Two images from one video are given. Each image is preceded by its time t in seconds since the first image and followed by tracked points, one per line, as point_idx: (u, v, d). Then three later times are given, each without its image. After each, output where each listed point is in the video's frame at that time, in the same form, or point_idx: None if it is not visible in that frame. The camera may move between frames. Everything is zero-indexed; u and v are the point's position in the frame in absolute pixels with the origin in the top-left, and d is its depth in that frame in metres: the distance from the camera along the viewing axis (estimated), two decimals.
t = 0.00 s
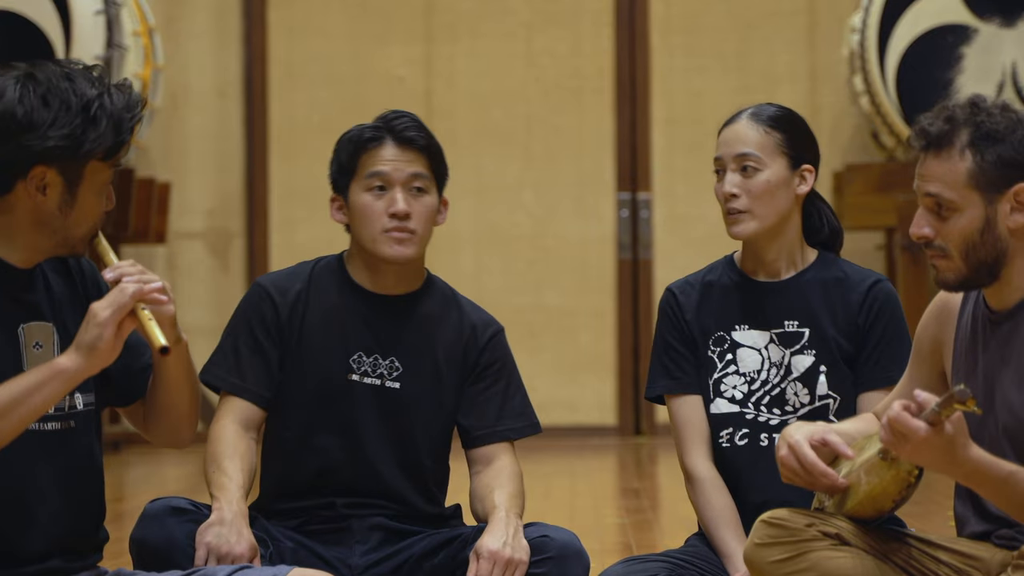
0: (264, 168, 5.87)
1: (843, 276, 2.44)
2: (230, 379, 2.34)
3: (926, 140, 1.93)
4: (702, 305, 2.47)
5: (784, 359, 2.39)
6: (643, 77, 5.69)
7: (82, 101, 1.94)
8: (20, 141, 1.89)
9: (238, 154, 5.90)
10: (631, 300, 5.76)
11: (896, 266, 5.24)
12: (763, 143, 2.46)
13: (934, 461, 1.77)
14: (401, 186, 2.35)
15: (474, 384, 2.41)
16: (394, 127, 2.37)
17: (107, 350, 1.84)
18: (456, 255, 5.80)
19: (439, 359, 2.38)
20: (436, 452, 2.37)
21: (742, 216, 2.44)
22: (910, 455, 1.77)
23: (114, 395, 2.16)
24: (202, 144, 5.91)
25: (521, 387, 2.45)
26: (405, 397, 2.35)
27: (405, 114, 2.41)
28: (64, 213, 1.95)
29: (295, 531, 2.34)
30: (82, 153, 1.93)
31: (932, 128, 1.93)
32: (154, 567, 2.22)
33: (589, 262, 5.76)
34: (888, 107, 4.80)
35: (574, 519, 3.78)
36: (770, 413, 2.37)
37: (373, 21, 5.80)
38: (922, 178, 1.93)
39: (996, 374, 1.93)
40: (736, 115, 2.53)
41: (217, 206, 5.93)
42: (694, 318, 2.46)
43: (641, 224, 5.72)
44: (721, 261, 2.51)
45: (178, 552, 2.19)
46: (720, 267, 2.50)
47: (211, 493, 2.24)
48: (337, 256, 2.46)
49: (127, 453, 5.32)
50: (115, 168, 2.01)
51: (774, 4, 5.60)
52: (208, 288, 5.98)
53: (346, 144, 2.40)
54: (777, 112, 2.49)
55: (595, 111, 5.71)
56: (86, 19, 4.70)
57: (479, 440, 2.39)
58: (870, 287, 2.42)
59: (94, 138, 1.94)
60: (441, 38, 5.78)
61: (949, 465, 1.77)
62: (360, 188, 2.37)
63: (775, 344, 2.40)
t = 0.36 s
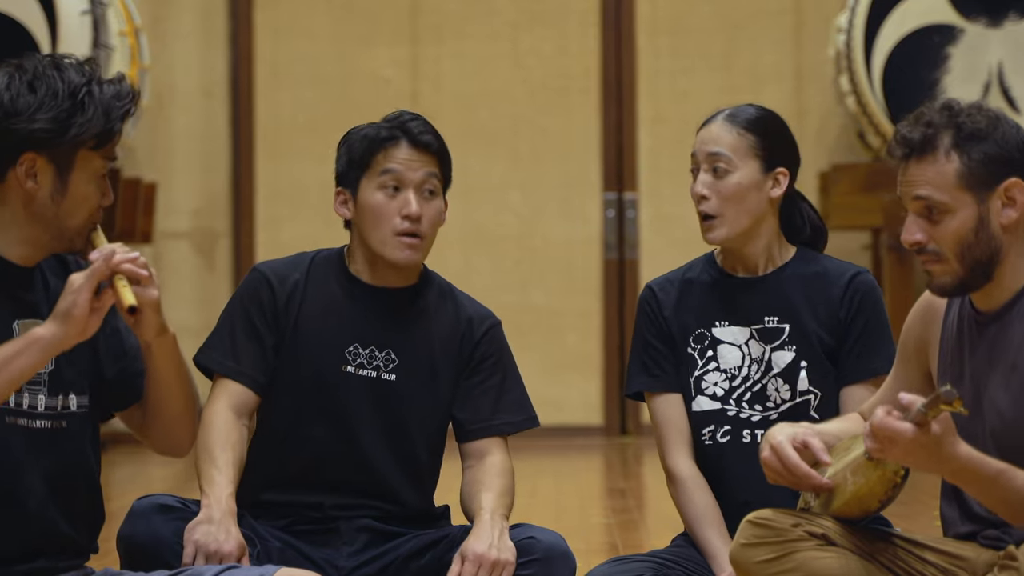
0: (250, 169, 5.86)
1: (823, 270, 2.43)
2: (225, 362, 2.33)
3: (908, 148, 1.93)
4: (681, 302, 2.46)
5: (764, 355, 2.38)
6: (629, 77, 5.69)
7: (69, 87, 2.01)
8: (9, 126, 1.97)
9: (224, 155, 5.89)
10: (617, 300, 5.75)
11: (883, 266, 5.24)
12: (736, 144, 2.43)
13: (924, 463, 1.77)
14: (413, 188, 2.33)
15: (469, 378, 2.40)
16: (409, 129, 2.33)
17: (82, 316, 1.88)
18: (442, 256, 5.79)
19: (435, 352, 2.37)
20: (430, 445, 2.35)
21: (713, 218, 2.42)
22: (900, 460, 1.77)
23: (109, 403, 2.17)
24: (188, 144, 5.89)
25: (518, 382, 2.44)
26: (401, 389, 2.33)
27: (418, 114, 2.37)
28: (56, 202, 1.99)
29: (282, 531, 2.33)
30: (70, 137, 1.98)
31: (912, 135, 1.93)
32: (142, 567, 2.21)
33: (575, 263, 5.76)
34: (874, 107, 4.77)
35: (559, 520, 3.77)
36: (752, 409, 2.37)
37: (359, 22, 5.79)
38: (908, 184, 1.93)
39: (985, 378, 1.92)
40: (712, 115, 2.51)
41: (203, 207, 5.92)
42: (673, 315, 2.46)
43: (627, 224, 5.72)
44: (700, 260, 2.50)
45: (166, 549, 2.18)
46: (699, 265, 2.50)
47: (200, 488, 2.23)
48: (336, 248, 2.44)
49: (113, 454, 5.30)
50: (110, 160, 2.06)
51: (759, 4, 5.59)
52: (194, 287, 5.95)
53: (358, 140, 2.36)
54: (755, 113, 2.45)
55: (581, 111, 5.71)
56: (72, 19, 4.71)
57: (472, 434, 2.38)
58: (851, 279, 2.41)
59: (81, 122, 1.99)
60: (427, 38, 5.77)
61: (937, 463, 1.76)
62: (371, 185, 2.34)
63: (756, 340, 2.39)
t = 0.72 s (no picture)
0: (238, 169, 5.84)
1: (821, 275, 2.42)
2: (209, 371, 2.31)
3: (895, 146, 1.93)
4: (674, 305, 2.46)
5: (758, 363, 2.38)
6: (617, 77, 5.68)
7: (70, 92, 2.05)
8: (9, 126, 2.01)
9: (212, 155, 5.88)
10: (605, 300, 5.75)
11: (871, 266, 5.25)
12: (716, 181, 2.35)
13: (915, 458, 1.76)
14: (398, 207, 2.29)
15: (455, 382, 2.40)
16: (404, 146, 2.30)
17: (56, 314, 1.91)
18: (430, 255, 5.79)
19: (421, 356, 2.36)
20: (415, 449, 2.35)
21: (704, 257, 2.37)
22: (892, 460, 1.77)
23: (96, 412, 2.18)
24: (176, 143, 5.87)
25: (504, 387, 2.44)
26: (386, 394, 2.33)
27: (416, 129, 2.33)
28: (51, 206, 2.02)
29: (270, 531, 2.32)
30: (66, 141, 2.02)
31: (900, 133, 1.93)
32: (129, 567, 2.20)
33: (563, 263, 5.76)
34: (861, 107, 4.76)
35: (546, 520, 3.76)
36: (743, 417, 2.37)
37: (347, 22, 5.78)
38: (893, 182, 1.92)
39: (971, 377, 1.93)
40: (687, 140, 2.40)
41: (190, 207, 5.92)
42: (666, 317, 2.46)
43: (615, 224, 5.71)
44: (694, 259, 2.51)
45: (153, 551, 2.17)
46: (694, 265, 2.50)
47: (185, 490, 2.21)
48: (320, 251, 2.43)
49: (100, 454, 5.29)
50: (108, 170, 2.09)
51: (747, 4, 5.59)
52: (181, 288, 5.94)
53: (351, 150, 2.32)
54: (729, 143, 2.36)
55: (569, 111, 5.71)
56: (59, 19, 4.73)
57: (458, 439, 2.37)
58: (848, 283, 2.42)
59: (79, 127, 2.03)
60: (415, 38, 5.76)
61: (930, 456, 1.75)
62: (358, 198, 2.31)
63: (749, 347, 2.39)
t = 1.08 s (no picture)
0: (227, 169, 5.84)
1: (807, 275, 2.43)
2: (197, 372, 2.31)
3: (887, 140, 1.93)
4: (659, 306, 2.45)
5: (745, 364, 2.38)
6: (607, 77, 5.68)
7: (57, 92, 2.05)
8: None
9: (201, 155, 5.87)
10: (595, 300, 5.75)
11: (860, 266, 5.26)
12: (715, 181, 2.35)
13: (905, 455, 1.77)
14: (387, 220, 2.28)
15: (443, 385, 2.39)
16: (402, 160, 2.30)
17: (31, 315, 1.90)
18: (419, 255, 5.78)
19: (409, 360, 2.35)
20: (402, 453, 2.35)
21: (700, 257, 2.35)
22: (885, 455, 1.77)
23: (85, 411, 2.18)
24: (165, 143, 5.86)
25: (492, 389, 2.43)
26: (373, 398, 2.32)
27: (419, 143, 2.33)
28: (36, 207, 2.02)
29: (259, 531, 2.31)
30: (52, 140, 2.01)
31: (892, 128, 1.93)
32: (118, 568, 2.19)
33: (553, 263, 5.76)
34: (851, 107, 4.74)
35: (535, 520, 3.76)
36: (730, 418, 2.37)
37: (336, 22, 5.77)
38: (883, 178, 1.93)
39: (958, 374, 1.93)
40: (681, 141, 2.40)
41: (181, 207, 5.91)
42: (651, 318, 2.45)
43: (604, 224, 5.71)
44: (678, 259, 2.50)
45: (141, 553, 2.16)
46: (678, 264, 2.49)
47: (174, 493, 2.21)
48: (310, 253, 2.42)
49: (89, 454, 5.27)
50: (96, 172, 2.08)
51: (737, 4, 5.59)
52: (171, 288, 5.95)
53: (350, 155, 2.32)
54: (724, 143, 2.37)
55: (559, 111, 5.71)
56: (49, 19, 4.72)
57: (446, 443, 2.37)
58: (836, 283, 2.42)
59: (65, 127, 2.02)
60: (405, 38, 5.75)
61: (919, 454, 1.76)
62: (348, 204, 2.30)
63: (736, 348, 2.39)
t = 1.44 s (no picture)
0: (220, 169, 5.83)
1: (791, 275, 2.43)
2: (196, 371, 2.30)
3: (879, 138, 1.93)
4: (644, 311, 2.45)
5: (732, 367, 2.38)
6: (598, 77, 5.68)
7: (37, 96, 2.03)
8: None
9: (193, 154, 5.86)
10: (587, 300, 5.75)
11: (851, 266, 5.26)
12: (705, 181, 2.36)
13: (895, 457, 1.77)
14: (396, 227, 2.28)
15: (441, 391, 2.39)
16: (418, 169, 2.30)
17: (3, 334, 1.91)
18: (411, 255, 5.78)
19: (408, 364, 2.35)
20: (399, 458, 2.35)
21: (689, 258, 2.35)
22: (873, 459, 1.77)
23: (71, 413, 2.14)
24: (157, 143, 5.85)
25: (487, 395, 2.44)
26: (372, 402, 2.32)
27: (438, 154, 2.34)
28: (18, 212, 2.01)
29: (251, 530, 2.30)
30: (32, 146, 2.00)
31: (885, 126, 1.93)
32: (110, 568, 2.19)
33: (545, 263, 5.76)
34: (843, 107, 4.75)
35: (527, 520, 3.76)
36: (718, 421, 2.37)
37: (328, 22, 5.76)
38: (875, 176, 1.92)
39: (951, 372, 1.93)
40: (669, 141, 2.40)
41: (172, 206, 5.89)
42: (636, 323, 2.45)
43: (596, 224, 5.71)
44: (662, 263, 2.50)
45: (133, 553, 2.16)
46: (661, 268, 2.49)
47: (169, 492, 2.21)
48: (312, 255, 2.42)
49: (80, 454, 5.26)
50: (79, 173, 2.06)
51: (729, 4, 5.59)
52: (162, 288, 5.93)
53: (368, 157, 2.31)
54: (713, 143, 2.39)
55: (551, 111, 5.71)
56: (41, 19, 4.71)
57: (441, 448, 2.38)
58: (821, 283, 2.42)
59: (45, 132, 2.00)
60: (396, 38, 5.75)
61: (910, 458, 1.76)
62: (359, 205, 2.30)
63: (723, 351, 2.39)
